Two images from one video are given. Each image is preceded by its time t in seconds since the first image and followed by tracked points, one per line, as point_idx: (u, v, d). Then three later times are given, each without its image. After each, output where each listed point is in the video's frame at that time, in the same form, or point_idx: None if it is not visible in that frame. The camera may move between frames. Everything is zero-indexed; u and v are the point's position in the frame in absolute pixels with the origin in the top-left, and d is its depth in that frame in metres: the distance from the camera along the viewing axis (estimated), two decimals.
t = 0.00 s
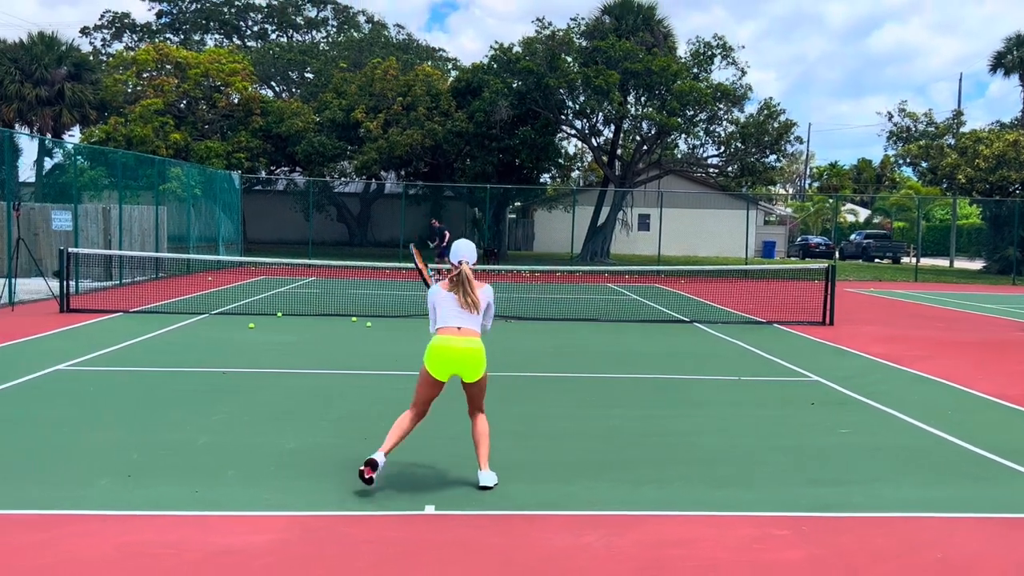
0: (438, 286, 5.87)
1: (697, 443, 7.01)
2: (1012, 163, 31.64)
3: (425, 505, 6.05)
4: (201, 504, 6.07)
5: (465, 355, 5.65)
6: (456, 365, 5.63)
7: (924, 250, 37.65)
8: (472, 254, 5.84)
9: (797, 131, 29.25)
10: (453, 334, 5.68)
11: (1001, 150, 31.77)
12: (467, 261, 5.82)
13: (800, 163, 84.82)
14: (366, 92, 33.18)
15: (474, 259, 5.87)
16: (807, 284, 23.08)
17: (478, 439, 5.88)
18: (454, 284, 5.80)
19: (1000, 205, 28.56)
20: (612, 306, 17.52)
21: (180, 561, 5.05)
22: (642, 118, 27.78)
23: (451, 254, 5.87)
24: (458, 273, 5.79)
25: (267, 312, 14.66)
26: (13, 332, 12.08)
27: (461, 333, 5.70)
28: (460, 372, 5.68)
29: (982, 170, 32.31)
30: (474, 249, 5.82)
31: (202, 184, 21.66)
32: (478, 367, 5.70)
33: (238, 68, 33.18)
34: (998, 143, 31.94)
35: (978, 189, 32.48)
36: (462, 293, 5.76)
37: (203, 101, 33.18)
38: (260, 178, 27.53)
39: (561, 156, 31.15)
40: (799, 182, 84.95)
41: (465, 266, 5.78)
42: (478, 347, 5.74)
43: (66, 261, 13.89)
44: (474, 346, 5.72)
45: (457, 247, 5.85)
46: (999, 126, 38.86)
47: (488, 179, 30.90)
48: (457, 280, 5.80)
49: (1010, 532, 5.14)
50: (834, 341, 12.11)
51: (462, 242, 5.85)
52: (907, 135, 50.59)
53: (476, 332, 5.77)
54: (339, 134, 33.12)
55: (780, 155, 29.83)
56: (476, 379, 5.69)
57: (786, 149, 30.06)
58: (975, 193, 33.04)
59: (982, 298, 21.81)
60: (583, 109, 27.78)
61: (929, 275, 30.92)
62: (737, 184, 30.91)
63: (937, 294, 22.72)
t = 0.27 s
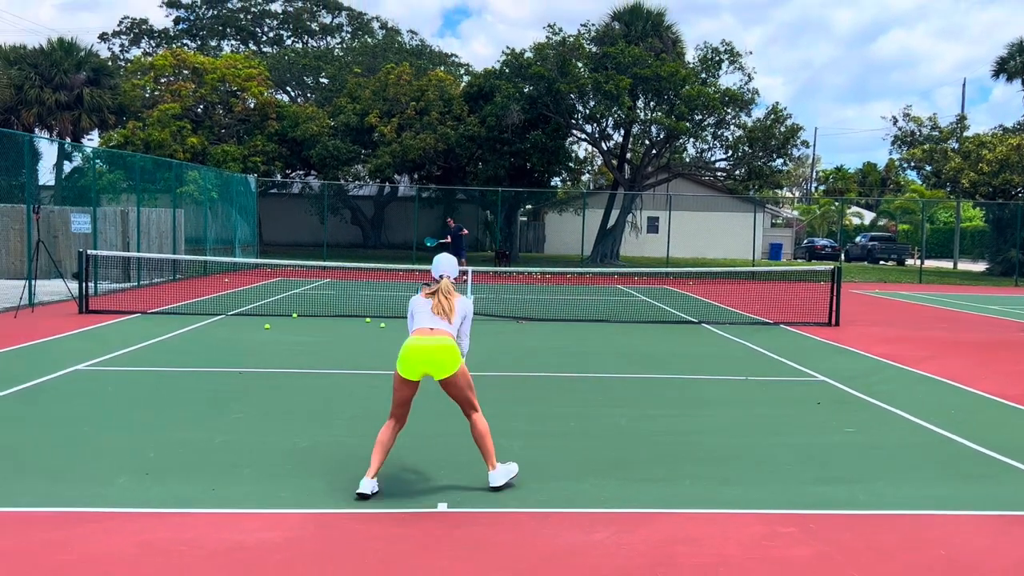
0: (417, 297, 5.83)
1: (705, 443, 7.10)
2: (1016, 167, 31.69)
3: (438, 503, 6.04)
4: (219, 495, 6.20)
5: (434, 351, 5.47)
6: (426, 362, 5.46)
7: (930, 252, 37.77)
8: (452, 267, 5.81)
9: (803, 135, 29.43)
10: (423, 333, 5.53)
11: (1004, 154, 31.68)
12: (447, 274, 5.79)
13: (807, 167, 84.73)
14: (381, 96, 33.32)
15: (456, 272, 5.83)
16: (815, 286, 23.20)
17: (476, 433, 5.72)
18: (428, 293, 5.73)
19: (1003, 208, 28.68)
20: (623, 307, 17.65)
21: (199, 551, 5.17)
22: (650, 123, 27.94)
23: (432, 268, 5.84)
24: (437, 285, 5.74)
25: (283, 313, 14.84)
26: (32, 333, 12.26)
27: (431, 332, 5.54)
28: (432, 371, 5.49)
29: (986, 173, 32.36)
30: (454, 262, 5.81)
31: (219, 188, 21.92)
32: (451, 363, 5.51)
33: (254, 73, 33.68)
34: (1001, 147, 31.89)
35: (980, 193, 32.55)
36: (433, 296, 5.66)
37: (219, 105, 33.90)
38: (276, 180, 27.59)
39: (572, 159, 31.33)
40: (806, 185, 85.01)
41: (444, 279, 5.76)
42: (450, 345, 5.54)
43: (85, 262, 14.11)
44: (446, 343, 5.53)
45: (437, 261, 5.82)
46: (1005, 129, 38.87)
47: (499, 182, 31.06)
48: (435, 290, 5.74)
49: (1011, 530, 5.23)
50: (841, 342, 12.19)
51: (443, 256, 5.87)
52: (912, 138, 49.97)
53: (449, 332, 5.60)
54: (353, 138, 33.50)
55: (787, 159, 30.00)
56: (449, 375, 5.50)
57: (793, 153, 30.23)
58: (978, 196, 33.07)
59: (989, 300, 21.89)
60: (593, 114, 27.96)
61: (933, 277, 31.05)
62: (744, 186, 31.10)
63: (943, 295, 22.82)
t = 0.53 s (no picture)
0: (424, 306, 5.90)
1: (713, 442, 7.21)
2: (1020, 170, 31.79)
3: (451, 500, 6.17)
4: (241, 488, 6.35)
5: (448, 357, 5.52)
6: (440, 368, 5.51)
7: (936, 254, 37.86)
8: (456, 275, 5.90)
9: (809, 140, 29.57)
10: (437, 340, 5.59)
11: (1007, 158, 31.82)
12: (451, 282, 5.88)
13: (814, 169, 84.68)
14: (394, 101, 33.77)
15: (459, 280, 5.92)
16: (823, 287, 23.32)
17: (489, 445, 5.75)
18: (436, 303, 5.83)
19: (1007, 210, 28.81)
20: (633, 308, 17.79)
21: (223, 543, 5.31)
22: (660, 127, 28.10)
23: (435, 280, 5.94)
24: (442, 294, 5.83)
25: (299, 314, 15.05)
26: (54, 334, 12.47)
27: (442, 339, 5.60)
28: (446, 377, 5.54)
29: (990, 177, 32.51)
30: (456, 270, 5.90)
31: (236, 191, 22.17)
32: (465, 369, 5.55)
33: (270, 79, 34.12)
34: (1005, 151, 32.04)
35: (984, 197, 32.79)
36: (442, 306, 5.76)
37: (236, 110, 34.34)
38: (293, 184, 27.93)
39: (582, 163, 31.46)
40: (814, 187, 85.00)
41: (448, 287, 5.85)
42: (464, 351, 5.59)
43: (104, 265, 14.35)
44: (458, 349, 5.58)
45: (440, 271, 5.92)
46: (1012, 132, 38.95)
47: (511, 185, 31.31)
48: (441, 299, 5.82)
49: (1011, 526, 5.35)
50: (849, 343, 12.30)
51: (445, 265, 5.97)
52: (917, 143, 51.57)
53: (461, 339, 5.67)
54: (367, 142, 33.75)
55: (794, 162, 30.16)
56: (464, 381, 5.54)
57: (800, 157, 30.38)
58: (982, 200, 33.50)
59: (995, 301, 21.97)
60: (603, 119, 28.12)
61: (937, 278, 31.16)
62: (752, 190, 31.24)
63: (948, 296, 22.93)
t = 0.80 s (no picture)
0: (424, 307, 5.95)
1: (721, 442, 7.29)
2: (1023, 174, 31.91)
3: (464, 499, 6.09)
4: (259, 482, 6.49)
5: (449, 368, 5.62)
6: (442, 379, 5.63)
7: (942, 256, 37.97)
8: (453, 274, 5.87)
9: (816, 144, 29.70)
10: (438, 350, 5.69)
11: (1010, 162, 32.08)
12: (449, 280, 5.87)
13: (820, 173, 84.56)
14: (408, 106, 33.80)
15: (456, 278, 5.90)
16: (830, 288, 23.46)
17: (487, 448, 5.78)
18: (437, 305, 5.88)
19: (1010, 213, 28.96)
20: (643, 309, 17.92)
21: (240, 535, 5.31)
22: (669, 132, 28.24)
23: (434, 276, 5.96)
24: (439, 294, 5.86)
25: (314, 314, 15.25)
26: (73, 335, 12.65)
27: (444, 349, 5.69)
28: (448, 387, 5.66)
29: (993, 180, 32.69)
30: (453, 268, 5.87)
31: (252, 194, 22.42)
32: (466, 379, 5.65)
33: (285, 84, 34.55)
34: (1008, 154, 32.22)
35: (987, 200, 32.91)
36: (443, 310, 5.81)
37: (253, 115, 34.69)
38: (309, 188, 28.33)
39: (593, 166, 31.48)
40: (821, 190, 85.01)
41: (446, 286, 5.86)
42: (466, 360, 5.70)
43: (123, 266, 14.54)
44: (460, 359, 5.67)
45: (439, 268, 5.93)
46: (1012, 137, 39.02)
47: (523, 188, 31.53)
48: (440, 301, 5.86)
49: (1012, 523, 5.44)
50: (853, 343, 12.42)
51: (443, 263, 5.95)
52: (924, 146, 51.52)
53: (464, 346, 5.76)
54: (381, 146, 33.84)
55: (801, 166, 30.32)
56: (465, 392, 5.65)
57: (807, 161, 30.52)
58: (984, 203, 33.41)
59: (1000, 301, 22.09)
60: (613, 123, 28.24)
61: (941, 279, 31.32)
62: (759, 193, 31.39)
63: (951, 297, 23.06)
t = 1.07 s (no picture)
0: (448, 303, 5.61)
1: (730, 441, 7.40)
2: None
3: (476, 496, 6.25)
4: (279, 479, 6.67)
5: (501, 370, 5.40)
6: (494, 382, 5.38)
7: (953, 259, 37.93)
8: (471, 264, 5.61)
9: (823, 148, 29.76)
10: (485, 350, 5.42)
11: (1014, 165, 31.98)
12: (468, 271, 5.60)
13: (827, 177, 84.24)
14: (422, 111, 33.89)
15: (474, 268, 5.64)
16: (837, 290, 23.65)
17: (494, 457, 5.65)
18: (465, 301, 5.56)
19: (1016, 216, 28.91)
20: (654, 310, 18.06)
21: (259, 530, 5.47)
22: (678, 136, 28.38)
23: (453, 268, 5.61)
24: (467, 288, 5.54)
25: (330, 316, 15.44)
26: (94, 336, 12.89)
27: (489, 349, 5.42)
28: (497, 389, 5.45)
29: (997, 184, 32.60)
30: (472, 259, 5.60)
31: (269, 198, 22.68)
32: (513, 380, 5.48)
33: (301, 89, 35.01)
34: (1011, 158, 32.13)
35: (991, 204, 32.87)
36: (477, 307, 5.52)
37: (269, 120, 35.12)
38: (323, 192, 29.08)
39: (604, 170, 31.64)
40: (833, 192, 84.93)
41: (472, 279, 5.57)
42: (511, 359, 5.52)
43: (143, 268, 14.78)
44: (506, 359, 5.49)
45: (458, 260, 5.60)
46: (1018, 141, 38.86)
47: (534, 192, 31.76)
48: (468, 295, 5.55)
49: (1014, 521, 5.53)
50: (859, 343, 12.51)
51: (461, 254, 5.63)
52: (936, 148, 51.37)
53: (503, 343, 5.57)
54: (395, 150, 34.10)
55: (807, 170, 30.37)
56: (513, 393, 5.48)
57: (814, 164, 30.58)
58: (987, 207, 33.36)
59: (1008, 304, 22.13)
60: (623, 128, 28.41)
61: (946, 282, 31.38)
62: (768, 196, 31.49)
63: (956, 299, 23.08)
